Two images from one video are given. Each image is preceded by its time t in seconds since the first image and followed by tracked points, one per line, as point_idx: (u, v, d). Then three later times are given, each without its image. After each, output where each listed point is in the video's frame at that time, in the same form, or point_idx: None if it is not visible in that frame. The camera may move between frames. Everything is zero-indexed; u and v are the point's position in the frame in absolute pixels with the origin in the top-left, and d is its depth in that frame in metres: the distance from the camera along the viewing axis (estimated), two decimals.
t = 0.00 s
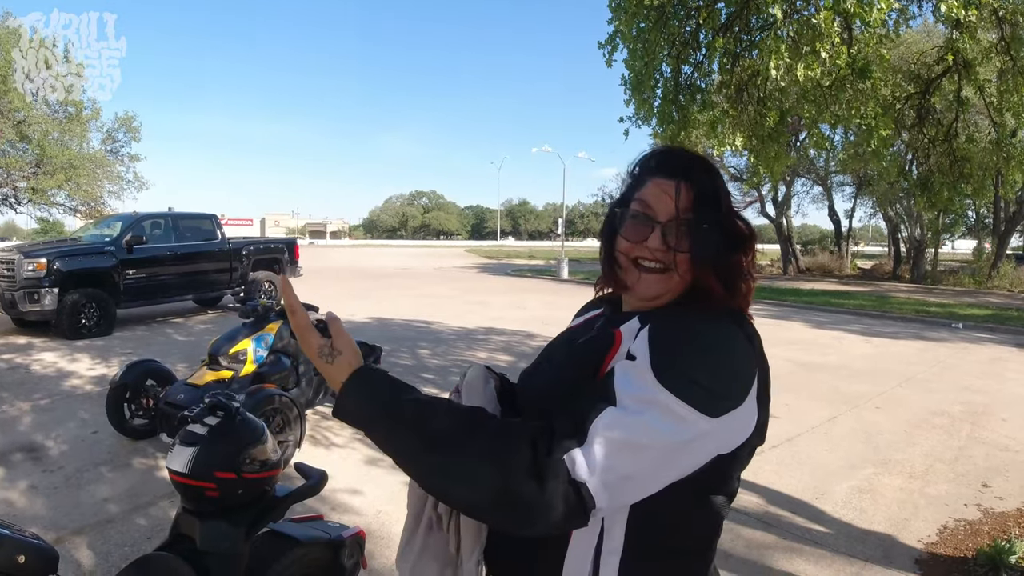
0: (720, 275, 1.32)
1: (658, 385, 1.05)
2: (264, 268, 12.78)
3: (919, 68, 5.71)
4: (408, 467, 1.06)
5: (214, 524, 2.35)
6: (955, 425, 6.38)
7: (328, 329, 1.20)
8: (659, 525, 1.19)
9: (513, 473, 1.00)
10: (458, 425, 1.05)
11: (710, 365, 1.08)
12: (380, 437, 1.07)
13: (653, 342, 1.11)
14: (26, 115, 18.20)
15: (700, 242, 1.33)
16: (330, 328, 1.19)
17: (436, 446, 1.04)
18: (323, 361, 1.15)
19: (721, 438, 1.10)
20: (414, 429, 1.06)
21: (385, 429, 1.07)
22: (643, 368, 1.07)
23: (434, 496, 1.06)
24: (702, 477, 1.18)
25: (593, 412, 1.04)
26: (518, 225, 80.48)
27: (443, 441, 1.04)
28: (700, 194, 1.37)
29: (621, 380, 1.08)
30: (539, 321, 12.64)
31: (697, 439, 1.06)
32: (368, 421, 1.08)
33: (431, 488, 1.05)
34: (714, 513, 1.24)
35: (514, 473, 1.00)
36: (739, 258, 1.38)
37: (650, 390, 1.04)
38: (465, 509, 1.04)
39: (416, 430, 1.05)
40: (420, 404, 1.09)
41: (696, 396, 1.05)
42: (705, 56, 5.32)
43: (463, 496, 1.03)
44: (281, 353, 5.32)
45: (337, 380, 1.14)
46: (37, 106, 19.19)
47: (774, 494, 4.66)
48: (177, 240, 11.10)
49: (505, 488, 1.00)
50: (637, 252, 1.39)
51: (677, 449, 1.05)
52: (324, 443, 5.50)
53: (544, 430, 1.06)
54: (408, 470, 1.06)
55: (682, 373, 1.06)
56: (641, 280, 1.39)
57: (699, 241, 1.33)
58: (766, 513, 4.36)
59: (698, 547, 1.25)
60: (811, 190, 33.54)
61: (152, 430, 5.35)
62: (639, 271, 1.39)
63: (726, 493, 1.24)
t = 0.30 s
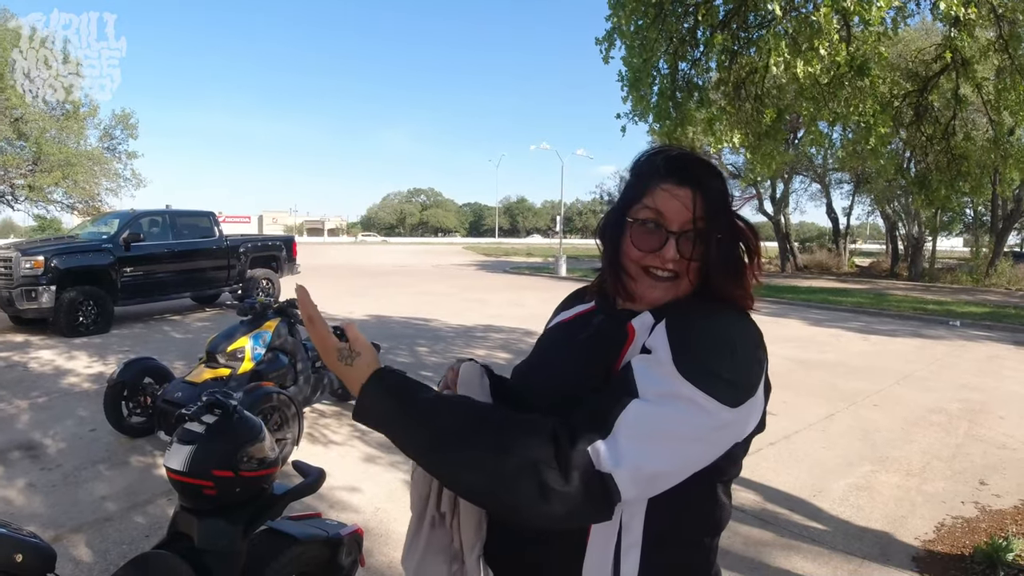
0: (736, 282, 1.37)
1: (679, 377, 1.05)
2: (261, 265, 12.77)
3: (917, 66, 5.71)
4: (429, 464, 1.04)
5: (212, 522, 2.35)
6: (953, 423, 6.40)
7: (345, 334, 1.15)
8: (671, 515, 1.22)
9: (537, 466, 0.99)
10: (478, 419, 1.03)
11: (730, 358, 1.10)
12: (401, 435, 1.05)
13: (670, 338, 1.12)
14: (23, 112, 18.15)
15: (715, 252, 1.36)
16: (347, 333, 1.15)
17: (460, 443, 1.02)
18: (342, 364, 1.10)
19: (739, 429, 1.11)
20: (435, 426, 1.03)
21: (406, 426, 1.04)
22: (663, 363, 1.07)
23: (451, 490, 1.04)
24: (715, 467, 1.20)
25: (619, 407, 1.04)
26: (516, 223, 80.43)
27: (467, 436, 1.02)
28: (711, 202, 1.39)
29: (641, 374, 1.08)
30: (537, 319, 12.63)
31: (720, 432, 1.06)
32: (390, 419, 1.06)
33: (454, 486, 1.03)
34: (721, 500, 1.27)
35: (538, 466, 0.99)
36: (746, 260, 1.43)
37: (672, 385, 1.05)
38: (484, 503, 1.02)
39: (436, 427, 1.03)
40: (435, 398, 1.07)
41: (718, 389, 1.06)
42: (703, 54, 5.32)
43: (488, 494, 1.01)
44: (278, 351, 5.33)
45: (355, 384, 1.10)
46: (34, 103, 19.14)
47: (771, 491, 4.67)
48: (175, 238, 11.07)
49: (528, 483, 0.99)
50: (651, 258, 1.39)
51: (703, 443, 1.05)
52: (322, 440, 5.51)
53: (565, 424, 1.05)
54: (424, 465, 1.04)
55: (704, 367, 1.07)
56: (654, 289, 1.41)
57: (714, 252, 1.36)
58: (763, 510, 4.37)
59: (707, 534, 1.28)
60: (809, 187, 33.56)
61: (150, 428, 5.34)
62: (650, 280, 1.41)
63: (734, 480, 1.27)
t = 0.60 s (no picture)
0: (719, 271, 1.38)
1: (676, 376, 1.05)
2: (255, 264, 12.73)
3: (909, 65, 5.72)
4: (431, 472, 1.03)
5: (205, 521, 2.34)
6: (945, 421, 6.43)
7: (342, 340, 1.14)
8: (664, 511, 1.22)
9: (539, 470, 0.99)
10: (478, 424, 1.02)
11: (725, 355, 1.10)
12: (402, 444, 1.03)
13: (664, 336, 1.11)
14: (15, 110, 18.02)
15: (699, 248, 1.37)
16: (344, 340, 1.13)
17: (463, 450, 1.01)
18: (339, 371, 1.09)
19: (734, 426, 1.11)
20: (436, 432, 1.02)
21: (408, 434, 1.03)
22: (659, 363, 1.07)
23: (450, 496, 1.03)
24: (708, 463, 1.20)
25: (618, 408, 1.03)
26: (510, 221, 80.41)
27: (471, 444, 1.01)
28: (693, 197, 1.39)
29: (637, 373, 1.07)
30: (531, 318, 12.63)
31: (717, 429, 1.07)
32: (389, 426, 1.04)
33: (456, 493, 1.02)
34: (711, 495, 1.28)
35: (539, 470, 0.99)
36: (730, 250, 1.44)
37: (670, 384, 1.04)
38: (485, 509, 1.02)
39: (438, 434, 1.02)
40: (434, 403, 1.06)
41: (715, 386, 1.06)
42: (696, 52, 5.32)
43: (491, 501, 1.00)
44: (272, 350, 5.31)
45: (353, 391, 1.09)
46: (26, 101, 19.01)
47: (765, 489, 4.68)
48: (168, 236, 11.02)
49: (529, 487, 0.99)
50: (636, 253, 1.40)
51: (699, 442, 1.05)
52: (316, 439, 5.49)
53: (565, 426, 1.05)
54: (424, 472, 1.03)
55: (701, 366, 1.07)
56: (638, 283, 1.42)
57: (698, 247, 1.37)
58: (757, 508, 4.38)
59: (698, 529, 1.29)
60: (802, 186, 33.66)
61: (143, 427, 5.32)
62: (636, 274, 1.41)
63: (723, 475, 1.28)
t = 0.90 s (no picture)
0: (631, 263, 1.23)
1: (665, 389, 1.03)
2: (251, 263, 12.71)
3: (905, 64, 5.74)
4: (433, 494, 1.03)
5: (202, 521, 2.33)
6: (941, 419, 6.45)
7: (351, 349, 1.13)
8: (648, 517, 1.19)
9: (540, 502, 0.98)
10: (485, 449, 1.02)
11: (714, 364, 1.07)
12: (406, 464, 1.04)
13: (650, 341, 1.08)
14: (10, 109, 17.95)
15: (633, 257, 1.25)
16: (355, 351, 1.12)
17: (466, 472, 1.01)
18: (348, 385, 1.08)
19: (722, 435, 1.10)
20: (441, 454, 1.02)
21: (411, 454, 1.03)
22: (646, 375, 1.04)
23: (455, 519, 1.04)
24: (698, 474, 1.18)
25: (608, 426, 1.01)
26: (507, 220, 80.41)
27: (473, 467, 1.01)
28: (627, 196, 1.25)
29: (624, 385, 1.05)
30: (528, 316, 12.64)
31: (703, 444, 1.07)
32: (395, 445, 1.04)
33: (456, 515, 1.03)
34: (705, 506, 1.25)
35: (542, 500, 0.98)
36: (654, 235, 1.23)
37: (658, 397, 1.02)
38: (485, 532, 1.02)
39: (442, 455, 1.02)
40: (447, 425, 1.06)
41: (701, 398, 1.05)
42: (693, 51, 5.33)
43: (492, 525, 1.01)
44: (268, 349, 5.30)
45: (357, 405, 1.08)
46: (20, 100, 18.94)
47: (761, 488, 4.69)
48: (163, 235, 10.99)
49: (527, 513, 0.99)
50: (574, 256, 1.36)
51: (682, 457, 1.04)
52: (312, 439, 5.48)
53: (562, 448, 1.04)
54: (425, 491, 1.04)
55: (689, 377, 1.04)
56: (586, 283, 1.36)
57: (624, 253, 1.24)
58: (754, 506, 4.39)
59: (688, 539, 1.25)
60: (798, 185, 33.75)
61: (139, 427, 5.31)
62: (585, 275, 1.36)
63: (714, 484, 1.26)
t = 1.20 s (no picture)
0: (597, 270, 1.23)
1: (647, 392, 1.02)
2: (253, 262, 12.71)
3: (907, 63, 5.74)
4: (423, 499, 1.03)
5: (205, 521, 2.33)
6: (943, 419, 6.44)
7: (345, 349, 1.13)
8: (638, 521, 1.13)
9: (528, 513, 0.98)
10: (481, 457, 1.02)
11: (698, 366, 1.06)
12: (397, 468, 1.04)
13: (635, 344, 1.08)
14: (12, 109, 17.95)
15: (586, 264, 1.24)
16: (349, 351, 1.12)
17: (455, 478, 1.01)
18: (340, 386, 1.08)
19: (711, 438, 1.09)
20: (431, 459, 1.02)
21: (402, 458, 1.03)
22: (630, 378, 1.03)
23: (452, 528, 1.04)
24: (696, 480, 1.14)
25: (593, 434, 1.01)
26: (508, 219, 80.40)
27: (462, 474, 1.01)
28: (588, 203, 1.25)
29: (608, 389, 1.04)
30: (529, 316, 12.62)
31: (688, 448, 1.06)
32: (386, 448, 1.04)
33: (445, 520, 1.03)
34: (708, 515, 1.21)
35: (530, 512, 0.98)
36: (623, 241, 1.22)
37: (639, 402, 1.01)
38: (474, 539, 1.02)
39: (432, 461, 1.02)
40: (443, 431, 1.05)
41: (685, 402, 1.04)
42: (695, 50, 5.32)
43: (479, 531, 1.01)
44: (270, 349, 5.30)
45: (351, 406, 1.08)
46: (22, 100, 18.96)
47: (763, 487, 4.69)
48: (165, 235, 11.00)
49: (515, 521, 0.99)
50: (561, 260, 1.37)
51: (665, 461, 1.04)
52: (314, 438, 5.49)
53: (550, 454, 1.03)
54: (415, 495, 1.04)
55: (673, 379, 1.03)
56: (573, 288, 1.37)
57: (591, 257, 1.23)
58: (756, 506, 4.39)
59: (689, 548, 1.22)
60: (800, 184, 33.73)
61: (141, 427, 5.31)
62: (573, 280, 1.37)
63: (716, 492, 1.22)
